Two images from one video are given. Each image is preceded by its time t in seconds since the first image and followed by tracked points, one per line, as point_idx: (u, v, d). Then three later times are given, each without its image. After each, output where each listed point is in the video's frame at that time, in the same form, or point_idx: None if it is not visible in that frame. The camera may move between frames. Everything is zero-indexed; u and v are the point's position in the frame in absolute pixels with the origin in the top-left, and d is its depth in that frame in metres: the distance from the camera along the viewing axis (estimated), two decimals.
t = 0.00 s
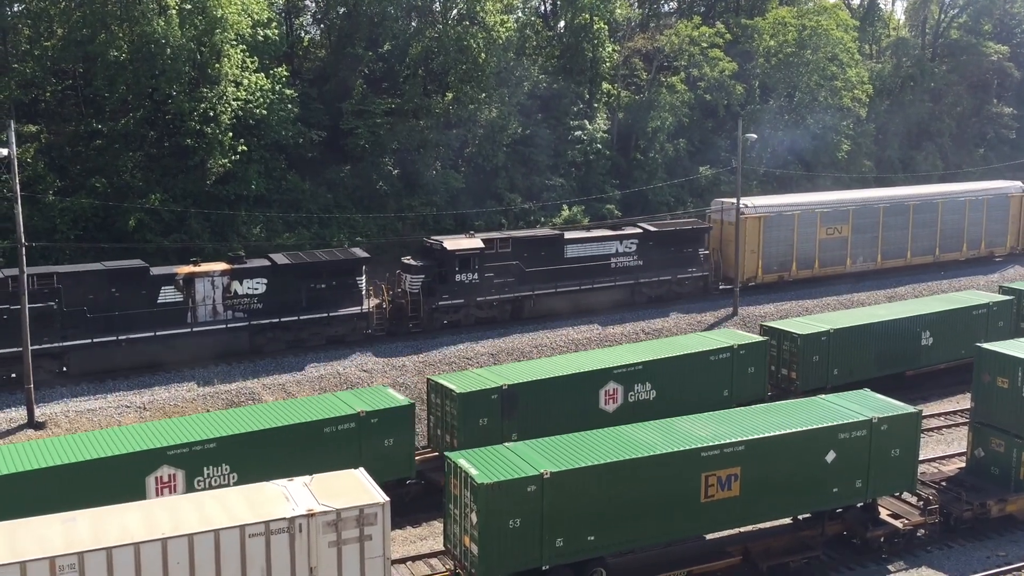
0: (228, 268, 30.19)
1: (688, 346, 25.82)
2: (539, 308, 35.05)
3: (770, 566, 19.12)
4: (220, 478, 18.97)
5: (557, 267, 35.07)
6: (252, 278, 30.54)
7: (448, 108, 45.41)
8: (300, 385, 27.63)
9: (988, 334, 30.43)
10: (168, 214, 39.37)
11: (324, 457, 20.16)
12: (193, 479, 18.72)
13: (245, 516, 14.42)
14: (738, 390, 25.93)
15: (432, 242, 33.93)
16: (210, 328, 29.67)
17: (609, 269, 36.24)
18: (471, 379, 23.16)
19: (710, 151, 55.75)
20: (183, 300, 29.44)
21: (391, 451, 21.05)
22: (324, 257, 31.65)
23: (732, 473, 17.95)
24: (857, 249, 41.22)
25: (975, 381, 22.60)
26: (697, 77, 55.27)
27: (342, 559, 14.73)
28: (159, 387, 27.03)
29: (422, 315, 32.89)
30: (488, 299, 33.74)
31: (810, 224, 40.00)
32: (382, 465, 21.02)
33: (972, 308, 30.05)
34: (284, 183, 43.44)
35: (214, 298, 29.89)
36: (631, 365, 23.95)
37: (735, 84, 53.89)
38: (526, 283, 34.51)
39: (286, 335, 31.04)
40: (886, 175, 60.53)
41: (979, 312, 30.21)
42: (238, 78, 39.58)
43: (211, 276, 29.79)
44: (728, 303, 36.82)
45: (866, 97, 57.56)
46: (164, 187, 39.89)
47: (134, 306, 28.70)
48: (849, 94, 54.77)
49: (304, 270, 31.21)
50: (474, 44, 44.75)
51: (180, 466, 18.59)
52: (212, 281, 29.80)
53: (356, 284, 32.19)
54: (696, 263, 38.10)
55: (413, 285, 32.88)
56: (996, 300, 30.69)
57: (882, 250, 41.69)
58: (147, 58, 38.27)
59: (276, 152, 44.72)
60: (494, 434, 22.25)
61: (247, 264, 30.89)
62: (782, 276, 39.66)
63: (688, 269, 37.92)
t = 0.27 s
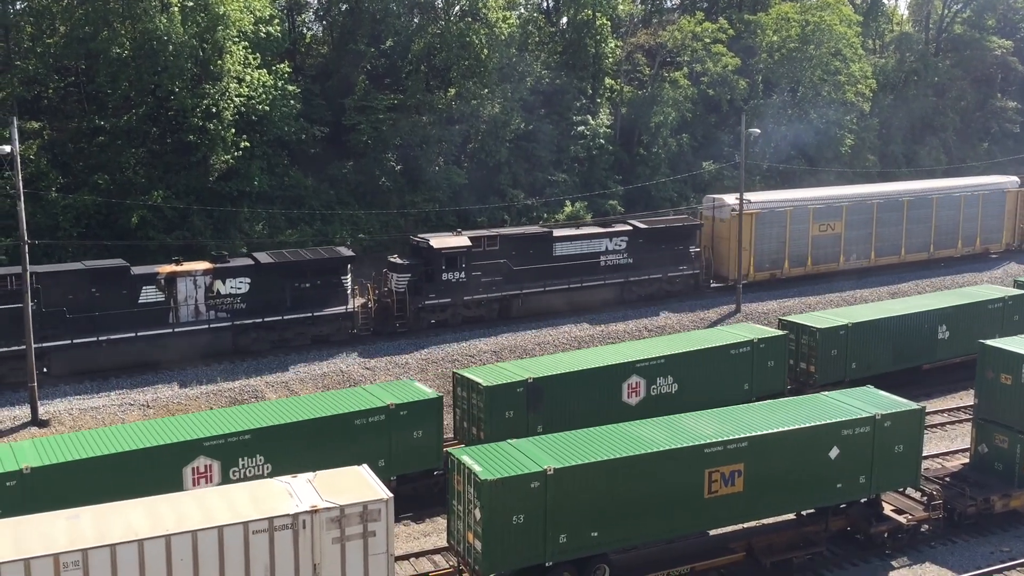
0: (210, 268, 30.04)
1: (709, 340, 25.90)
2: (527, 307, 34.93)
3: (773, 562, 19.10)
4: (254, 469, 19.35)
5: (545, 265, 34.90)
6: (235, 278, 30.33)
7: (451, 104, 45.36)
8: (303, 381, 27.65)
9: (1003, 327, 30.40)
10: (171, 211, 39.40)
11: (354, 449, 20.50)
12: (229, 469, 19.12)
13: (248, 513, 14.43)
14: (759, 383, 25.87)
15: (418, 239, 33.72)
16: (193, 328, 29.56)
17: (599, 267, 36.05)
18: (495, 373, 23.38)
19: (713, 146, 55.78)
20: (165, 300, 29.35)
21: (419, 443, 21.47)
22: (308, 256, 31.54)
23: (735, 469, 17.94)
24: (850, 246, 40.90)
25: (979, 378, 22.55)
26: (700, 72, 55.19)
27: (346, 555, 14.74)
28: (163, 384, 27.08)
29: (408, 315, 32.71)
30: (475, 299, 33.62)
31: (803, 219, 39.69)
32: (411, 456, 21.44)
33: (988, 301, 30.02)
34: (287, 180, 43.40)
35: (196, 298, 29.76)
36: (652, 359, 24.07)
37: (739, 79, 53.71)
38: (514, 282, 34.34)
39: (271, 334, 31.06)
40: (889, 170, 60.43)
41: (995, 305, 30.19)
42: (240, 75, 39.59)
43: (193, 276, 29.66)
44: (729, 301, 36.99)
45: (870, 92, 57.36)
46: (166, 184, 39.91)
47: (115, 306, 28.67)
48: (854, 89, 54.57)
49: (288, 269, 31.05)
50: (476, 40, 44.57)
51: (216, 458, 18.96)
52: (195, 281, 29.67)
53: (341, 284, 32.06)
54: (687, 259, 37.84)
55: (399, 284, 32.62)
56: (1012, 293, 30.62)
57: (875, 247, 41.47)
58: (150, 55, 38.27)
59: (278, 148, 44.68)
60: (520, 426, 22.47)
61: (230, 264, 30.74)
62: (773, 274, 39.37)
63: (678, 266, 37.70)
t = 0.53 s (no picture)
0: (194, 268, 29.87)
1: (730, 335, 26.44)
2: (517, 307, 34.65)
3: (779, 560, 19.10)
4: (289, 461, 19.92)
5: (535, 265, 34.64)
6: (219, 278, 30.20)
7: (454, 103, 45.18)
8: (308, 380, 27.68)
9: (1020, 322, 30.68)
10: (175, 211, 39.45)
11: (387, 440, 21.06)
12: (265, 462, 19.72)
13: (254, 512, 14.46)
14: (779, 378, 26.53)
15: (406, 239, 33.50)
16: (176, 330, 29.45)
17: (589, 266, 35.80)
18: (523, 367, 23.86)
19: (717, 144, 55.78)
20: (148, 301, 29.18)
21: (448, 436, 21.95)
22: (294, 257, 31.39)
23: (739, 467, 17.93)
24: (845, 245, 40.67)
25: (983, 375, 22.52)
26: (703, 70, 55.18)
27: (350, 554, 14.77)
28: (168, 383, 27.13)
29: (396, 315, 32.46)
30: (463, 299, 33.36)
31: (796, 218, 39.44)
32: (440, 450, 21.90)
33: (1005, 297, 30.31)
34: (290, 179, 43.48)
35: (180, 299, 29.60)
36: (676, 353, 24.63)
37: (742, 76, 53.97)
38: (503, 282, 34.10)
39: (256, 335, 30.90)
40: (893, 167, 60.35)
41: (1011, 301, 30.47)
42: (244, 74, 39.67)
43: (176, 276, 29.48)
44: (733, 299, 37.14)
45: (874, 89, 57.22)
46: (171, 184, 39.93)
47: (99, 308, 28.44)
48: (857, 87, 54.50)
49: (273, 270, 30.93)
50: (480, 39, 44.66)
51: (252, 451, 19.55)
52: (179, 282, 29.50)
53: (328, 284, 31.91)
54: (679, 259, 37.66)
55: (387, 284, 32.39)
56: None
57: (870, 246, 41.28)
58: (153, 54, 38.29)
59: (282, 148, 44.73)
60: (546, 419, 22.98)
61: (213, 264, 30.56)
62: (766, 273, 39.24)
63: (671, 266, 37.50)
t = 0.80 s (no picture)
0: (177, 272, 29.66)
1: (752, 332, 26.47)
2: (505, 310, 34.57)
3: (783, 561, 19.07)
4: (321, 457, 19.95)
5: (522, 267, 34.56)
6: (203, 282, 29.97)
7: (457, 104, 45.14)
8: (311, 381, 27.68)
9: None
10: (178, 212, 39.53)
11: (415, 437, 21.11)
12: (298, 458, 19.74)
13: (258, 513, 14.46)
14: (800, 375, 26.54)
15: (393, 242, 33.45)
16: (159, 334, 29.27)
17: (578, 269, 35.69)
18: (548, 365, 24.07)
19: (720, 144, 55.77)
20: (130, 305, 29.00)
21: (476, 432, 21.97)
22: (279, 259, 31.22)
23: (744, 467, 17.90)
24: (838, 246, 40.50)
25: (988, 375, 22.48)
26: (706, 70, 55.16)
27: (355, 555, 14.76)
28: (171, 385, 27.16)
29: (383, 319, 32.40)
30: (450, 301, 33.31)
31: (789, 219, 39.21)
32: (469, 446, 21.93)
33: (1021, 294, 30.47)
34: (293, 180, 43.52)
35: (163, 303, 29.43)
36: (699, 350, 24.66)
37: (746, 77, 53.58)
38: (491, 285, 34.10)
39: (239, 339, 30.73)
40: (897, 167, 60.25)
41: None
42: (247, 75, 39.74)
43: (159, 280, 29.28)
44: (737, 301, 37.17)
45: (877, 88, 57.08)
46: (174, 185, 40.04)
47: (80, 311, 28.34)
48: (860, 86, 54.51)
49: (257, 273, 30.73)
50: (483, 40, 44.77)
51: (286, 447, 19.56)
52: (161, 285, 29.30)
53: (314, 288, 31.77)
54: (670, 262, 37.52)
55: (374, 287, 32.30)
56: None
57: (864, 247, 41.10)
58: (157, 56, 38.35)
59: (285, 149, 44.75)
60: (571, 416, 23.14)
61: (197, 267, 30.34)
62: (761, 276, 38.92)
63: (661, 268, 37.37)
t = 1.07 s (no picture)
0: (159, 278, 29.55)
1: (770, 333, 26.81)
2: (492, 315, 34.23)
3: (785, 564, 19.04)
4: (351, 455, 20.44)
5: (510, 273, 34.27)
6: (184, 287, 29.82)
7: (459, 108, 45.21)
8: (313, 385, 27.68)
9: None
10: (180, 216, 39.51)
11: (442, 435, 21.50)
12: (329, 455, 20.24)
13: (260, 516, 14.47)
14: (819, 375, 26.82)
15: (378, 247, 33.10)
16: (140, 340, 29.04)
17: (566, 273, 35.47)
18: (571, 364, 24.46)
19: (722, 147, 55.84)
20: (110, 311, 28.86)
21: (502, 431, 22.35)
22: (263, 264, 31.07)
23: (746, 471, 17.89)
24: (830, 250, 40.09)
25: (991, 378, 22.45)
26: (708, 74, 55.25)
27: (356, 558, 14.77)
28: (173, 389, 27.20)
29: (368, 324, 32.08)
30: (437, 307, 32.95)
31: (779, 224, 38.78)
32: (495, 444, 22.31)
33: None
34: (295, 184, 43.43)
35: (144, 308, 29.29)
36: (719, 350, 25.03)
37: (747, 80, 53.58)
38: (479, 290, 33.73)
39: (222, 346, 30.32)
40: (899, 170, 60.21)
41: None
42: (249, 79, 39.76)
43: (139, 286, 29.17)
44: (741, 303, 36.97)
45: (879, 92, 57.04)
46: (177, 189, 40.10)
47: (60, 317, 28.24)
48: (862, 89, 54.49)
49: (239, 278, 30.55)
50: (485, 44, 44.94)
51: (316, 444, 20.09)
52: (142, 291, 29.18)
53: (297, 293, 31.42)
54: (659, 266, 37.25)
55: (358, 293, 31.98)
56: None
57: (856, 251, 40.65)
58: (159, 61, 38.55)
59: (288, 153, 44.79)
60: (595, 415, 23.55)
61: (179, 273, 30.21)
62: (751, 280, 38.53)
63: (650, 273, 37.12)
